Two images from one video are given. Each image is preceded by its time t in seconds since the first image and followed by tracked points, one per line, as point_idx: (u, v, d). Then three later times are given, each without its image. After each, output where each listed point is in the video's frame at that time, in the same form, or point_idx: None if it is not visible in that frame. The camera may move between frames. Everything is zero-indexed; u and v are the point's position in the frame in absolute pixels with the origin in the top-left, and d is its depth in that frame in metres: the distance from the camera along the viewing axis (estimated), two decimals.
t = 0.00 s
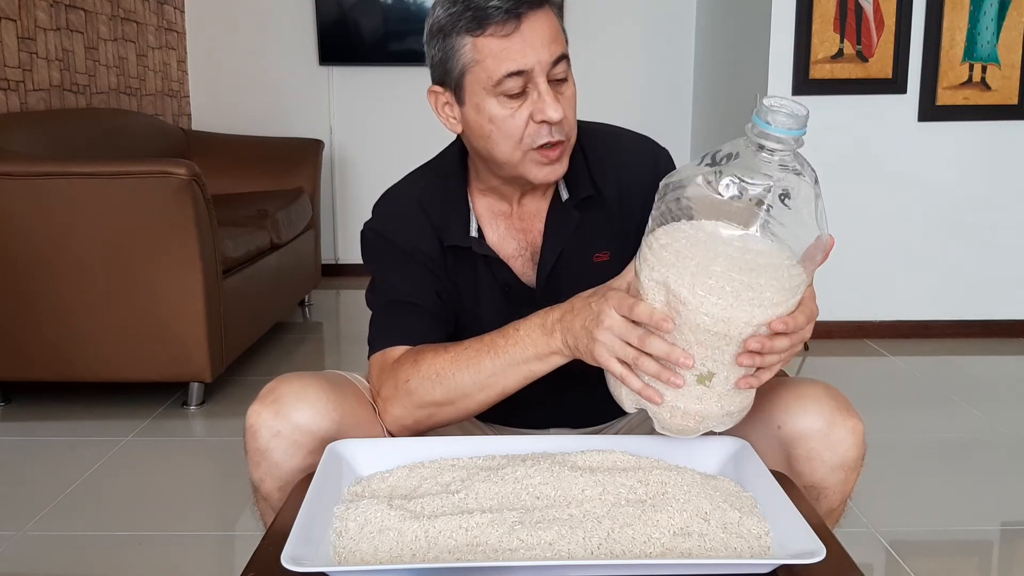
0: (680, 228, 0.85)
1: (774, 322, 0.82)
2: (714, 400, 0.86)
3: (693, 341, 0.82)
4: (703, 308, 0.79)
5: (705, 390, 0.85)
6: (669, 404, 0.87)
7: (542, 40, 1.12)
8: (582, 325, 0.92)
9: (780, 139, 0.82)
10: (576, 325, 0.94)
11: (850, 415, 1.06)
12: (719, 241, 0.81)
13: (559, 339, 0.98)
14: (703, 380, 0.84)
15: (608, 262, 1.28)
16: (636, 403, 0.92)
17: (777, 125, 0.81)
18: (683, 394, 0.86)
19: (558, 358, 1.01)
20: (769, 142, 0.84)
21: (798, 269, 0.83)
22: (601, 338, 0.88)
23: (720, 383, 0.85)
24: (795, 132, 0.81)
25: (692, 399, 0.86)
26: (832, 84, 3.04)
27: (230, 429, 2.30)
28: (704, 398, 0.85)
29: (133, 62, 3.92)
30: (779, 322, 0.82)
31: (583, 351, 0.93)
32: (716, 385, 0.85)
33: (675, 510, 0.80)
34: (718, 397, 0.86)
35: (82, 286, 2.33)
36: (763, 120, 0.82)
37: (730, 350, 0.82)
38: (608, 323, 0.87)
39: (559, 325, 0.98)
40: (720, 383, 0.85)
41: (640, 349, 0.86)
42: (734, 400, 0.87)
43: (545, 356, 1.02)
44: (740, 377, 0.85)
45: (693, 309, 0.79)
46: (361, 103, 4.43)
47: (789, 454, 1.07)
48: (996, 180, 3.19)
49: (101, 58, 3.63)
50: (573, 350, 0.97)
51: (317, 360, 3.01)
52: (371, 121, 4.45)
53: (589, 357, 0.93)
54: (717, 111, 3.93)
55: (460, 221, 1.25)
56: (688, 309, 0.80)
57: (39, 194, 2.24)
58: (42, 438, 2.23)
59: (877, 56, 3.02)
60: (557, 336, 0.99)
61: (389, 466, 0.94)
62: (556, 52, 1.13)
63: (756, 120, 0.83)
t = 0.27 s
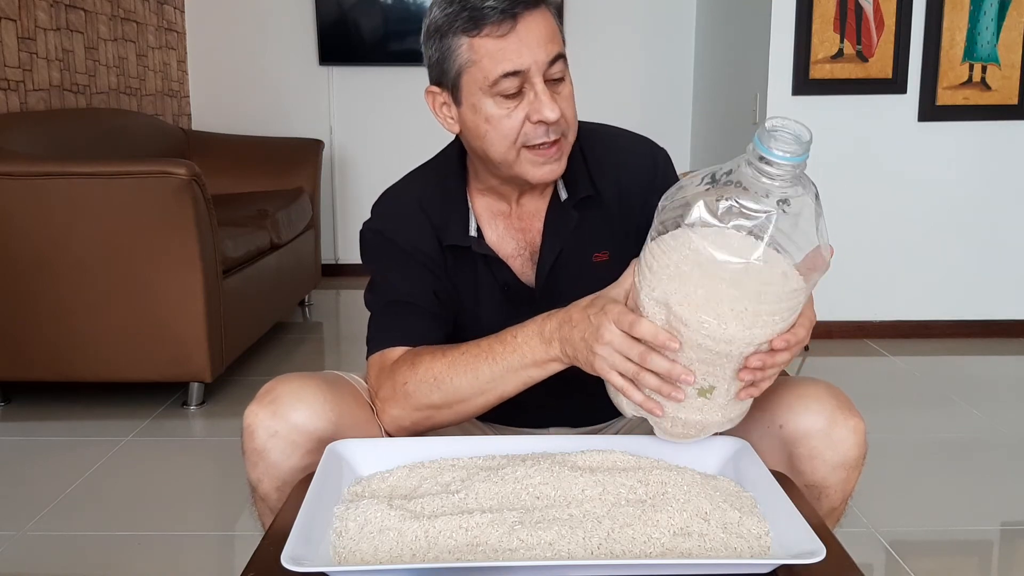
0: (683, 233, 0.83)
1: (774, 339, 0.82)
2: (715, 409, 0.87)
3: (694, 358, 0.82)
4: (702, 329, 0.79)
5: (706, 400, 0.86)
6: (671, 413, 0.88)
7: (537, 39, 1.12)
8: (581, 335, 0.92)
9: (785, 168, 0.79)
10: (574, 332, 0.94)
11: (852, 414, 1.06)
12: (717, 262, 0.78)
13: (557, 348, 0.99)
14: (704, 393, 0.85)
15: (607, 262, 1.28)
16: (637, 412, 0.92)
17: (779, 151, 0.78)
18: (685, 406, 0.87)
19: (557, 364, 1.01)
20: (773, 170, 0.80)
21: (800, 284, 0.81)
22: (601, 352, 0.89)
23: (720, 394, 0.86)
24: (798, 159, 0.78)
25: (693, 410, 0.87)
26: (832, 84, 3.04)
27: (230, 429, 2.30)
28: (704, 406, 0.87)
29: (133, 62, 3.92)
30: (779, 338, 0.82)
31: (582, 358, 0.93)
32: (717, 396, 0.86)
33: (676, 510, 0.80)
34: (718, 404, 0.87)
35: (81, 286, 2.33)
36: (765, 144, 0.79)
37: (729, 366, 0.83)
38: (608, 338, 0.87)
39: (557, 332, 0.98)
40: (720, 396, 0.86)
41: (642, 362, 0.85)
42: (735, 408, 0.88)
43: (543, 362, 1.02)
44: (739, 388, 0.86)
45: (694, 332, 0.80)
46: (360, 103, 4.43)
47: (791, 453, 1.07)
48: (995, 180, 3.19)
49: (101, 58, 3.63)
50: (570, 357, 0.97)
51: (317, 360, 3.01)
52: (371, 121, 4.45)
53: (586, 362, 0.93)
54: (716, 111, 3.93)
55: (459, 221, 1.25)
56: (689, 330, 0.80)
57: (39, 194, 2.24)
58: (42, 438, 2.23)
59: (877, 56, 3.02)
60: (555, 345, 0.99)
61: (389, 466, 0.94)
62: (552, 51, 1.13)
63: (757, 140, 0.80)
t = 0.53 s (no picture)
0: (683, 232, 0.85)
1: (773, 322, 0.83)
2: (717, 405, 0.86)
3: (694, 347, 0.82)
4: (702, 315, 0.79)
5: (709, 394, 0.85)
6: (673, 410, 0.87)
7: (539, 40, 1.12)
8: (582, 333, 0.92)
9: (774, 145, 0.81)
10: (575, 333, 0.94)
11: (852, 414, 1.06)
12: (717, 244, 0.81)
13: (559, 348, 0.99)
14: (704, 384, 0.84)
15: (607, 261, 1.28)
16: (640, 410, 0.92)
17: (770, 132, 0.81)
18: (687, 401, 0.86)
19: (558, 364, 1.01)
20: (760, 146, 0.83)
21: (796, 269, 0.82)
22: (601, 346, 0.88)
23: (723, 386, 0.85)
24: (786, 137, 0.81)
25: (696, 404, 0.86)
26: (832, 84, 3.04)
27: (230, 429, 2.30)
28: (706, 401, 0.86)
29: (133, 62, 3.92)
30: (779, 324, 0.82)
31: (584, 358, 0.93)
32: (719, 390, 0.85)
33: (675, 510, 0.80)
34: (722, 399, 0.86)
35: (81, 286, 2.33)
36: (753, 127, 0.81)
37: (730, 353, 0.83)
38: (608, 330, 0.87)
39: (558, 332, 0.98)
40: (723, 389, 0.85)
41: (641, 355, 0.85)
42: (738, 402, 0.87)
43: (544, 363, 1.02)
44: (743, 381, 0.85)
45: (692, 316, 0.80)
46: (360, 103, 4.43)
47: (791, 453, 1.07)
48: (995, 180, 3.18)
49: (101, 58, 3.63)
50: (572, 358, 0.97)
51: (317, 360, 3.01)
52: (371, 121, 4.45)
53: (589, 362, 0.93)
54: (716, 111, 3.93)
55: (459, 221, 1.25)
56: (688, 317, 0.80)
57: (39, 194, 2.24)
58: (42, 438, 2.23)
59: (877, 56, 3.02)
60: (556, 344, 0.99)
61: (389, 466, 0.94)
62: (553, 50, 1.13)
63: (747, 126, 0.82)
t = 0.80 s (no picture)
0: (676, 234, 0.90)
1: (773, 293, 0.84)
2: (721, 391, 0.85)
3: (695, 324, 0.83)
4: (701, 283, 0.82)
5: (712, 379, 0.85)
6: (676, 397, 0.86)
7: (539, 38, 1.12)
8: (585, 327, 0.93)
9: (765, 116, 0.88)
10: (579, 331, 0.94)
11: (853, 414, 1.06)
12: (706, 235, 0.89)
13: (563, 346, 0.99)
14: (708, 366, 0.84)
15: (607, 261, 1.28)
16: (644, 405, 0.91)
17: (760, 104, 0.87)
18: (691, 386, 0.85)
19: (560, 364, 1.01)
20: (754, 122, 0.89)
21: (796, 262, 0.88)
22: (603, 330, 0.88)
23: (726, 369, 0.85)
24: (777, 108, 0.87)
25: (699, 390, 0.85)
26: (832, 84, 3.04)
27: (230, 429, 2.30)
28: (710, 388, 0.85)
29: (133, 62, 3.92)
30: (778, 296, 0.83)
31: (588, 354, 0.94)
32: (722, 375, 0.85)
33: (675, 510, 0.80)
34: (726, 387, 0.85)
35: (81, 286, 2.33)
36: (743, 98, 0.87)
37: (732, 329, 0.83)
38: (610, 315, 0.88)
39: (563, 330, 0.98)
40: (726, 373, 0.85)
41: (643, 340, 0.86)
42: (745, 392, 0.86)
43: (547, 362, 1.02)
44: (747, 365, 0.85)
45: (690, 280, 0.82)
46: (360, 103, 4.43)
47: (791, 453, 1.07)
48: (995, 180, 3.18)
49: (101, 58, 3.63)
50: (576, 357, 0.97)
51: (317, 360, 3.01)
52: (370, 121, 4.45)
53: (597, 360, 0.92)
54: (716, 111, 3.93)
55: (458, 221, 1.25)
56: (687, 288, 0.83)
57: (39, 194, 2.24)
58: (42, 438, 2.23)
59: (877, 56, 3.02)
60: (560, 341, 0.99)
61: (389, 466, 0.94)
62: (552, 48, 1.13)
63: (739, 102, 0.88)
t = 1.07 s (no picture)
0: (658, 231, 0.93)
1: (764, 268, 0.85)
2: (715, 368, 0.85)
3: (686, 301, 0.85)
4: (690, 257, 0.84)
5: (703, 358, 0.85)
6: (669, 377, 0.86)
7: (526, 37, 1.12)
8: (587, 314, 0.94)
9: (757, 105, 0.88)
10: (583, 323, 0.95)
11: (854, 415, 1.06)
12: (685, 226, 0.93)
13: (569, 338, 0.99)
14: (699, 343, 0.84)
15: (604, 259, 1.28)
16: (642, 389, 0.90)
17: (751, 90, 0.88)
18: (684, 365, 0.85)
19: (566, 357, 1.01)
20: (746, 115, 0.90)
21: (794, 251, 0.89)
22: (602, 313, 0.89)
23: (719, 349, 0.85)
24: (767, 94, 0.88)
25: (691, 369, 0.85)
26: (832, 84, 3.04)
27: (230, 429, 2.30)
28: (701, 367, 0.85)
29: (133, 62, 3.92)
30: (767, 272, 0.84)
31: (593, 344, 0.94)
32: (714, 355, 0.85)
33: (675, 510, 0.80)
34: (718, 369, 0.85)
35: (81, 286, 2.33)
36: (738, 85, 0.89)
37: (723, 303, 0.84)
38: (609, 297, 0.89)
39: (570, 320, 0.99)
40: (718, 353, 0.85)
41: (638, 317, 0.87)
42: (739, 375, 0.85)
43: (554, 355, 1.02)
44: (740, 346, 0.85)
45: (676, 249, 0.85)
46: (360, 103, 4.43)
47: (792, 453, 1.07)
48: (995, 180, 3.18)
49: (101, 58, 3.63)
50: (582, 349, 0.97)
51: (318, 360, 3.01)
52: (370, 121, 4.45)
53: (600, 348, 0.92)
54: (716, 111, 3.93)
55: (457, 221, 1.25)
56: (677, 263, 0.85)
57: (39, 195, 2.24)
58: (42, 438, 2.23)
59: (877, 56, 3.02)
60: (565, 332, 1.00)
61: (389, 466, 0.94)
62: (539, 45, 1.13)
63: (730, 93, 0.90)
